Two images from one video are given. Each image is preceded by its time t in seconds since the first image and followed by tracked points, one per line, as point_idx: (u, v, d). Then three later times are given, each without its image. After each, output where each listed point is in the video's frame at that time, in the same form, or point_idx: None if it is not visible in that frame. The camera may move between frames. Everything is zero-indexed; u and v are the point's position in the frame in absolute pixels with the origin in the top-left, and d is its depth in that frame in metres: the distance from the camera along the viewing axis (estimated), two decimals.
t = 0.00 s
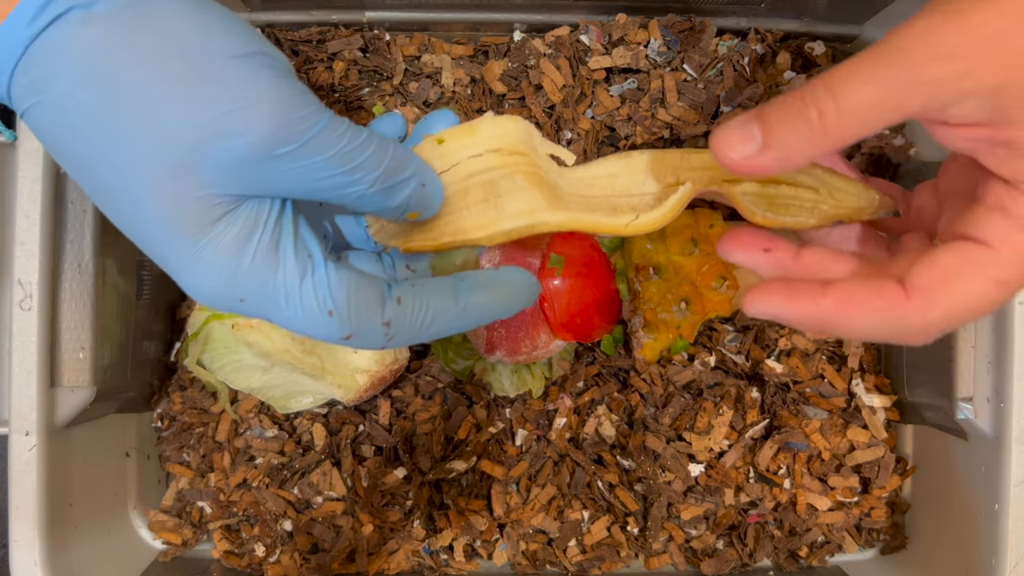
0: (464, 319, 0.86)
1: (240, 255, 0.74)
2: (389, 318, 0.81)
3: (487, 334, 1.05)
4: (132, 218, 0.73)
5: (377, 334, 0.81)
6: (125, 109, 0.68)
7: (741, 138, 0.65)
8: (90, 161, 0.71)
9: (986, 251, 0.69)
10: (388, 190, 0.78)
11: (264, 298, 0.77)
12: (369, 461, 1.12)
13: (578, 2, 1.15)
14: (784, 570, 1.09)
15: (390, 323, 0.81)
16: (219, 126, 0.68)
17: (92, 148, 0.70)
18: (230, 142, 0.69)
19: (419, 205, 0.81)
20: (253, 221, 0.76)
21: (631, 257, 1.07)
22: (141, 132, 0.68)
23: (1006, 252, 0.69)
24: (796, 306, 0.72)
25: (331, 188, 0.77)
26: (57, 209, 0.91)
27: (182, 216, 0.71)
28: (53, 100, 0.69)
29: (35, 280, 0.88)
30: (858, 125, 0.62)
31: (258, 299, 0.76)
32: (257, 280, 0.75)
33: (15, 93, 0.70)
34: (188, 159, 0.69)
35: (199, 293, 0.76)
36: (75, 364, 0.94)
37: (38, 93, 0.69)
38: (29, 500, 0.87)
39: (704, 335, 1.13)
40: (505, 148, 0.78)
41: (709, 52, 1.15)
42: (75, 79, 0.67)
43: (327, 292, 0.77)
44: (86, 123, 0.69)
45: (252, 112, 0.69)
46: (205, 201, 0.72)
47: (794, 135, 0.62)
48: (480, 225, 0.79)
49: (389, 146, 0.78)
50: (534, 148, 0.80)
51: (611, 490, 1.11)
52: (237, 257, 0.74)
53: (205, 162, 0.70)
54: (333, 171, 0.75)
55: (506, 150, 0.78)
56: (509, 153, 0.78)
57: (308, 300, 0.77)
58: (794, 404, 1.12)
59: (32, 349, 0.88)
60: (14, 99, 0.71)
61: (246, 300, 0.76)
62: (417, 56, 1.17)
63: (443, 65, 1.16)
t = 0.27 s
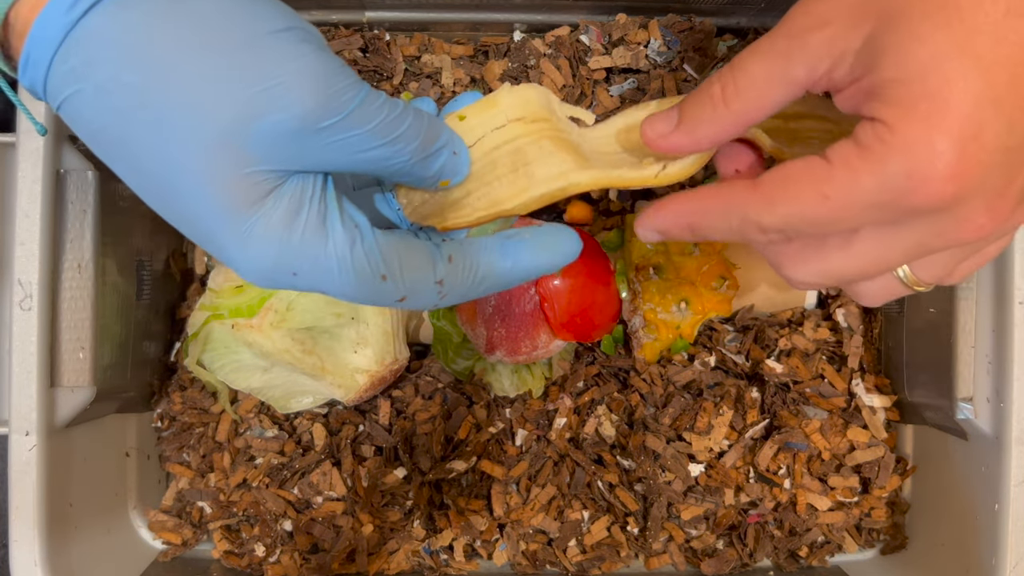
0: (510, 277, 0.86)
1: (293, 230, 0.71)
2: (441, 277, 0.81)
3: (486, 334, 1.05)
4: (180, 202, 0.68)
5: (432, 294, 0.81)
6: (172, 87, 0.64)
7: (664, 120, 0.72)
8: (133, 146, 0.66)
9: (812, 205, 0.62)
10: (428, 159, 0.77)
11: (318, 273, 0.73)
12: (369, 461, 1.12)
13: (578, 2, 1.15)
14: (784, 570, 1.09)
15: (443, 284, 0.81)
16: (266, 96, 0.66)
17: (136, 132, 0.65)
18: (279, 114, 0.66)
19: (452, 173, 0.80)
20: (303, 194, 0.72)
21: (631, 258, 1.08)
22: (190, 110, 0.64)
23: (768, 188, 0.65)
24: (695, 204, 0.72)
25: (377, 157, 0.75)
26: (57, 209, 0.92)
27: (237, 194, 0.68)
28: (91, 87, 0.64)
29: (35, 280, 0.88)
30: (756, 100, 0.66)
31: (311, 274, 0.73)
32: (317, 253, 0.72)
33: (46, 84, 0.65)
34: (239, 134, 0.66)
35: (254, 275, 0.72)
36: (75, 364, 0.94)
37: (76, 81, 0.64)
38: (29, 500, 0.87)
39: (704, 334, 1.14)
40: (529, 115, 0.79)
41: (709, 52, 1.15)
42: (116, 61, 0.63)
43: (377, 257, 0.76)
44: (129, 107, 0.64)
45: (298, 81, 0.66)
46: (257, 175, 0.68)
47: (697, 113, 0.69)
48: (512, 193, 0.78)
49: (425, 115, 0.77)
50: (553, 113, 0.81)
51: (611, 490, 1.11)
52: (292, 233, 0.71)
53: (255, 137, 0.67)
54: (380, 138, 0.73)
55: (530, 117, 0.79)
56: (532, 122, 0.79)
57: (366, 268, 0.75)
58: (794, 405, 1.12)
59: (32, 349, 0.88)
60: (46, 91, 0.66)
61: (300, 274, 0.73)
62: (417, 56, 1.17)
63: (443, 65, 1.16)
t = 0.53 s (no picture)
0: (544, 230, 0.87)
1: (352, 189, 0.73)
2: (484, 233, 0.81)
3: (486, 334, 1.05)
4: (238, 159, 0.69)
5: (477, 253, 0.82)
6: (249, 40, 0.68)
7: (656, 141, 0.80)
8: (199, 99, 0.68)
9: (771, 197, 0.65)
10: (503, 121, 0.78)
11: (374, 234, 0.74)
12: (369, 461, 1.12)
13: (578, 2, 1.15)
14: (784, 570, 1.09)
15: (478, 240, 0.81)
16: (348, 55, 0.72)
17: (203, 85, 0.67)
18: (360, 71, 0.73)
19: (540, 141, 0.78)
20: (363, 160, 0.75)
21: (631, 258, 1.08)
22: (264, 64, 0.68)
23: (730, 187, 0.68)
24: (672, 192, 0.76)
25: (440, 127, 0.77)
26: (58, 208, 0.92)
27: (303, 147, 0.70)
28: (166, 38, 0.67)
29: (35, 280, 0.88)
30: (729, 92, 0.71)
31: (367, 237, 0.74)
32: (371, 212, 0.74)
33: (109, 39, 0.67)
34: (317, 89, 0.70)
35: (307, 239, 0.71)
36: (75, 364, 0.93)
37: (147, 32, 0.67)
38: (29, 499, 0.87)
39: (704, 334, 1.14)
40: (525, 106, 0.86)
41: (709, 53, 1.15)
42: (195, 13, 0.67)
43: (428, 216, 0.78)
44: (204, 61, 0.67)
45: (379, 46, 0.74)
46: (325, 133, 0.71)
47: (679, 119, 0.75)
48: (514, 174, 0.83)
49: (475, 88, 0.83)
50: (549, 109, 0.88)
51: (611, 490, 1.11)
52: (350, 190, 0.73)
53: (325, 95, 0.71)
54: (446, 104, 0.76)
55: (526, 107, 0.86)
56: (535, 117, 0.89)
57: (415, 226, 0.77)
58: (794, 404, 1.12)
59: (32, 348, 0.88)
60: (104, 48, 0.68)
61: (357, 239, 0.73)
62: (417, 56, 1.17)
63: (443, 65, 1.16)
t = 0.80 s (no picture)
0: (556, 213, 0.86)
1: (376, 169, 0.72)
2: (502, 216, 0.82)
3: (486, 334, 1.05)
4: (260, 138, 0.67)
5: (497, 234, 0.82)
6: (268, 18, 0.66)
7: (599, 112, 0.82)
8: (218, 77, 0.66)
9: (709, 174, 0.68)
10: (509, 115, 0.80)
11: (398, 214, 0.73)
12: (369, 461, 1.12)
13: (578, 2, 1.15)
14: (784, 570, 1.09)
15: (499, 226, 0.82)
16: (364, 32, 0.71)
17: (222, 64, 0.65)
18: (376, 49, 0.72)
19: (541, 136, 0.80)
20: (381, 142, 0.75)
21: (631, 258, 1.08)
22: (285, 39, 0.66)
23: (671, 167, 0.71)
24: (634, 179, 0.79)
25: (453, 114, 0.78)
26: (57, 209, 0.92)
27: (330, 122, 0.68)
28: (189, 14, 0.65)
29: (35, 280, 0.88)
30: (683, 75, 0.75)
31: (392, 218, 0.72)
32: (396, 191, 0.73)
33: (125, 22, 0.65)
34: (335, 63, 0.68)
35: (335, 220, 0.69)
36: (75, 364, 0.94)
37: (167, 12, 0.65)
38: (29, 500, 0.87)
39: (704, 334, 1.14)
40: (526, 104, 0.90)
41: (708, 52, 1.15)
42: None
43: (446, 199, 0.78)
44: (228, 37, 0.65)
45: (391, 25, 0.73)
46: (349, 112, 0.70)
47: (631, 97, 0.79)
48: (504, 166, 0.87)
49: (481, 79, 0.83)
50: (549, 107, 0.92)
51: (611, 490, 1.11)
52: (375, 169, 0.72)
53: (351, 73, 0.70)
54: (459, 91, 0.77)
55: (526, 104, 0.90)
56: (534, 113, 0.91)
57: (438, 207, 0.77)
58: (794, 405, 1.12)
59: (32, 349, 0.88)
60: (118, 34, 0.65)
61: (383, 218, 0.71)
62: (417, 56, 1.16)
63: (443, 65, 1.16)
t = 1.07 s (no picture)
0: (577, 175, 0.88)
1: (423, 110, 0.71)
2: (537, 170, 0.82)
3: (486, 334, 1.05)
4: (309, 74, 0.64)
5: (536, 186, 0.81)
6: None
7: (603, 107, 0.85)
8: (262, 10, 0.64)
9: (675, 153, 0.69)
10: (537, 80, 0.82)
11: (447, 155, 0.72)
12: (369, 461, 1.12)
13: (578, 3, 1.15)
14: (784, 570, 1.09)
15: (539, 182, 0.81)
16: None
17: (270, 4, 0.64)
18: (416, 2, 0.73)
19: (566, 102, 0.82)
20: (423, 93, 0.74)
21: (631, 258, 1.08)
22: None
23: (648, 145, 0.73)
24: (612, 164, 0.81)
25: (487, 70, 0.79)
26: (58, 208, 0.92)
27: (378, 55, 0.68)
28: None
29: (35, 279, 0.88)
30: (675, 72, 0.76)
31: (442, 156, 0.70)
32: (440, 131, 0.72)
33: None
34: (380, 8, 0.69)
35: (390, 151, 0.66)
36: (75, 364, 0.93)
37: None
38: (29, 500, 0.87)
39: (704, 334, 1.14)
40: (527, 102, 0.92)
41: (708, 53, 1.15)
42: None
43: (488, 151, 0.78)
44: None
45: None
46: (395, 56, 0.70)
47: (630, 91, 0.81)
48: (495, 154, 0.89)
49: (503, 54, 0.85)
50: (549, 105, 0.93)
51: (611, 490, 1.11)
52: (420, 110, 0.71)
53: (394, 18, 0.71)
54: (491, 51, 0.79)
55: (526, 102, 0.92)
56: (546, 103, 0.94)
57: (481, 153, 0.77)
58: (794, 405, 1.12)
59: (33, 348, 0.88)
60: None
61: (434, 156, 0.70)
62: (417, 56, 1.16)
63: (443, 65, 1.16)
